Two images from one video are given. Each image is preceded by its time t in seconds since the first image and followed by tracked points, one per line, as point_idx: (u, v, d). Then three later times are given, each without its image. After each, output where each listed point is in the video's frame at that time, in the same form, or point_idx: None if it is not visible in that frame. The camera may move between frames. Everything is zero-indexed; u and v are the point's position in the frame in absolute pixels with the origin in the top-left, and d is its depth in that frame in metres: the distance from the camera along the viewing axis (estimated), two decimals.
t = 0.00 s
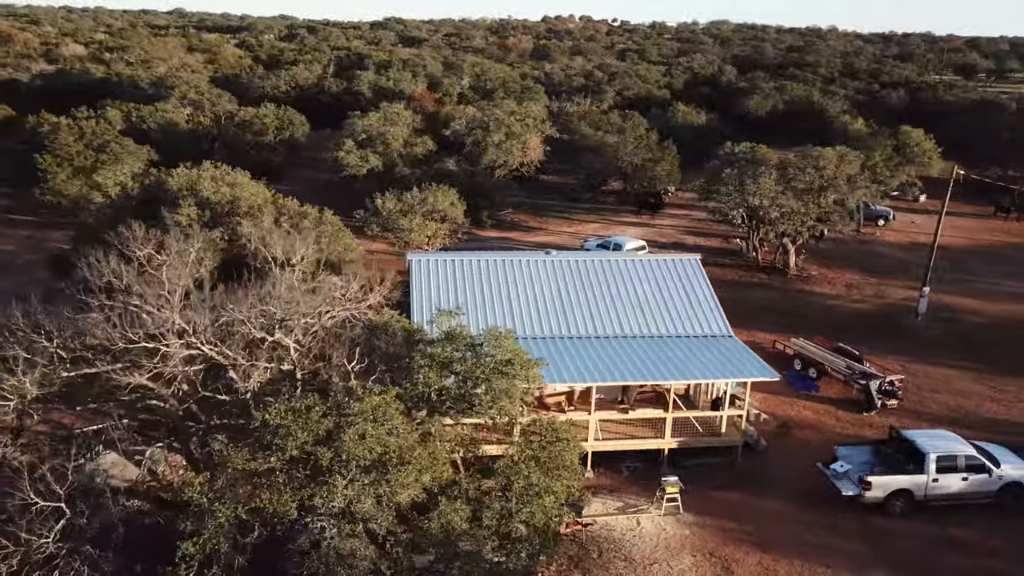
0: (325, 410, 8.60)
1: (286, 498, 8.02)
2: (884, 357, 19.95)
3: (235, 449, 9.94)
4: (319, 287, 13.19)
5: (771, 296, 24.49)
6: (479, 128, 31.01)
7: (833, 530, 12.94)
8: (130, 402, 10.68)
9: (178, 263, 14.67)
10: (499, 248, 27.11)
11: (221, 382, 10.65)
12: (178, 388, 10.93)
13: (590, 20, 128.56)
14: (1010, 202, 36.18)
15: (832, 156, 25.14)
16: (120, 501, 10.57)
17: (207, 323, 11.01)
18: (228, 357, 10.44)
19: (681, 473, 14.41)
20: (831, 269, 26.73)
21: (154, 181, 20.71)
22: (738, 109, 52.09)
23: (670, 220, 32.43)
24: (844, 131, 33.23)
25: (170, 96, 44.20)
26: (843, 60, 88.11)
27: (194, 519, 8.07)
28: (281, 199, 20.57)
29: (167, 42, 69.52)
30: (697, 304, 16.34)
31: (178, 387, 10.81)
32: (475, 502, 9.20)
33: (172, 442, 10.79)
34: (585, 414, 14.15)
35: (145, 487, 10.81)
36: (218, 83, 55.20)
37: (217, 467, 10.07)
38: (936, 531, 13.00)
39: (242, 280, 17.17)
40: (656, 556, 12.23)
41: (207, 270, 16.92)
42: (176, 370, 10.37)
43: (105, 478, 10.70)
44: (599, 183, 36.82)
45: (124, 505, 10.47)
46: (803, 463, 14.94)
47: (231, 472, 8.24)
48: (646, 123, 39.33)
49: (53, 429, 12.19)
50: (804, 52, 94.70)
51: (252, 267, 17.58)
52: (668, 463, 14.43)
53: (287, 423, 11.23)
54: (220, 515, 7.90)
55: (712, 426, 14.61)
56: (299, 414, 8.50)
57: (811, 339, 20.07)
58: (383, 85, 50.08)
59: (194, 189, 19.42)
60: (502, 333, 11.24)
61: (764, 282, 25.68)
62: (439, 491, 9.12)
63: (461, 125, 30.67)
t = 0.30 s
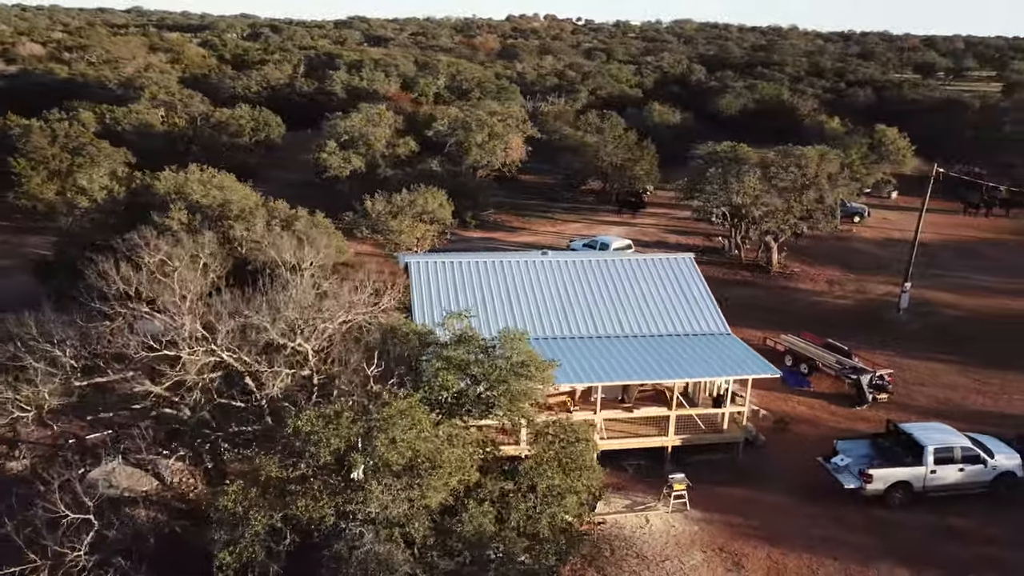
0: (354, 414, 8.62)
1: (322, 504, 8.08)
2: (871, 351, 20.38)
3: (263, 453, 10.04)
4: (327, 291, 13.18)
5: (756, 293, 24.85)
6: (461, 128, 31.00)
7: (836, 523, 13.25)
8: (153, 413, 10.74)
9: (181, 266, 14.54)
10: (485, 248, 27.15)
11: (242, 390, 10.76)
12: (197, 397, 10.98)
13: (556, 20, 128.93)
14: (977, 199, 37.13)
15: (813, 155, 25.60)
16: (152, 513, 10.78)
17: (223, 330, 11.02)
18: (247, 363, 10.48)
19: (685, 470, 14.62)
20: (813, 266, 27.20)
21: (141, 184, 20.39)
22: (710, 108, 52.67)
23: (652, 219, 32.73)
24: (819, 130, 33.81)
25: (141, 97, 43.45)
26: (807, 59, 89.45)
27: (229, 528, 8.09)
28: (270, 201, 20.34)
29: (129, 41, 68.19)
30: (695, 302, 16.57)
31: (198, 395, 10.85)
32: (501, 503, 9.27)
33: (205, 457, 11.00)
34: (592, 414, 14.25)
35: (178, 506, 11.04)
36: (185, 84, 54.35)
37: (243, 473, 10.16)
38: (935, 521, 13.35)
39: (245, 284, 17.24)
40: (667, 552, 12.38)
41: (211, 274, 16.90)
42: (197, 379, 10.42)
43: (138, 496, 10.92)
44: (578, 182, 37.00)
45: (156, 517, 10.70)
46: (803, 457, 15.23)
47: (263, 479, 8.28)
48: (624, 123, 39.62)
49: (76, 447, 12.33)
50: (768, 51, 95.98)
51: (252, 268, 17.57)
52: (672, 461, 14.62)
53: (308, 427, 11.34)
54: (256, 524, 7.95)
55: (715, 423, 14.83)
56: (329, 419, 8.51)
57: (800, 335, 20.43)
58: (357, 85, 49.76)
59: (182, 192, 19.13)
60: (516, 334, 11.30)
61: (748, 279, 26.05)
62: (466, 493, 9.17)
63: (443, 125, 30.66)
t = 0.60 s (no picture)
0: (383, 419, 8.62)
1: (358, 510, 8.09)
2: (857, 346, 20.81)
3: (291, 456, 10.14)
4: (334, 293, 13.17)
5: (740, 290, 25.23)
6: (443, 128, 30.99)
7: (838, 515, 13.58)
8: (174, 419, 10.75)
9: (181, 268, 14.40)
10: (471, 248, 27.21)
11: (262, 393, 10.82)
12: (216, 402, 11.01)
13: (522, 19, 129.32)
14: (946, 195, 38.05)
15: (794, 153, 26.05)
16: (183, 517, 10.88)
17: (239, 335, 11.01)
18: (266, 368, 10.49)
19: (687, 466, 14.84)
20: (794, 263, 27.68)
21: (126, 187, 20.06)
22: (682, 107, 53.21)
23: (632, 218, 33.01)
24: (795, 128, 34.37)
25: (109, 98, 42.68)
26: (772, 58, 90.83)
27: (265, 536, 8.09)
28: (259, 204, 20.16)
29: (89, 39, 66.77)
30: (691, 298, 16.80)
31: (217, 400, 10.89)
32: (527, 504, 9.29)
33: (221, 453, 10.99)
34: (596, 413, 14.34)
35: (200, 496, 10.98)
36: (152, 84, 53.43)
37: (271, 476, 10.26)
38: (932, 511, 13.71)
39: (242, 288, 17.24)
40: (677, 548, 12.54)
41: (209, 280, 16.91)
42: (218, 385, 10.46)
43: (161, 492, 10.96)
44: (557, 182, 37.16)
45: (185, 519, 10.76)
46: (800, 450, 15.54)
47: (296, 486, 8.30)
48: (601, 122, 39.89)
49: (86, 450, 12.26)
50: (733, 50, 97.02)
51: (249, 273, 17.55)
52: (674, 457, 14.83)
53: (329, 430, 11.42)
54: (293, 531, 7.96)
55: (715, 418, 15.05)
56: (359, 424, 8.52)
57: (788, 331, 20.80)
58: (329, 85, 49.39)
59: (171, 196, 18.92)
60: (529, 335, 11.33)
61: (731, 276, 26.43)
62: (494, 494, 9.18)
63: (424, 126, 30.57)
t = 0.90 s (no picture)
0: (414, 420, 8.63)
1: (394, 512, 8.06)
2: (843, 340, 21.22)
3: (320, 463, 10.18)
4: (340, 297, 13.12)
5: (725, 287, 25.57)
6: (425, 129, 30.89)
7: (838, 507, 13.90)
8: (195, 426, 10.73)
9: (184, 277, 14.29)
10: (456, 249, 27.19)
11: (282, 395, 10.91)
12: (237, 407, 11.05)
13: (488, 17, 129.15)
14: (916, 191, 38.87)
15: (776, 152, 26.46)
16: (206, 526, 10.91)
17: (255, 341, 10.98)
18: (285, 372, 10.52)
19: (689, 462, 15.03)
20: (775, 260, 28.11)
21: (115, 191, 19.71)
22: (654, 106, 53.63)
23: (613, 217, 33.23)
24: (771, 126, 34.87)
25: (77, 99, 41.80)
26: (738, 56, 91.86)
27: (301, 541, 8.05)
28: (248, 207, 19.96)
29: (48, 39, 65.22)
30: (687, 295, 17.02)
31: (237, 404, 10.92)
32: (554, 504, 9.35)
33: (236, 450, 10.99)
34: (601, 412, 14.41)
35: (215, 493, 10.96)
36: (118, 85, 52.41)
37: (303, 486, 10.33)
38: (929, 501, 14.07)
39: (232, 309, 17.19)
40: (687, 544, 12.72)
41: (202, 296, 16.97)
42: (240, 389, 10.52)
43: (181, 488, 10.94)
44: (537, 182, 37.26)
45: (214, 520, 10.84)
46: (798, 444, 15.84)
47: (330, 491, 8.27)
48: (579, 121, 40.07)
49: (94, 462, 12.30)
50: (699, 49, 97.91)
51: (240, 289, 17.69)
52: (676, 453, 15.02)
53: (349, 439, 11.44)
54: (331, 536, 7.92)
55: (715, 415, 15.24)
56: (390, 426, 8.53)
57: (776, 327, 21.14)
58: (302, 86, 48.91)
59: (161, 200, 18.68)
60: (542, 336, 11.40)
61: (715, 274, 26.77)
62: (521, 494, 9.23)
63: (406, 126, 30.36)
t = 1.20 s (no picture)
0: (443, 423, 8.71)
1: (432, 514, 8.11)
2: (831, 336, 21.61)
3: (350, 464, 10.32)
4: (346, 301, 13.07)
5: (711, 284, 25.89)
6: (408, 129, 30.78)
7: (841, 500, 14.20)
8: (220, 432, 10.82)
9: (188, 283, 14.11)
10: (444, 249, 27.16)
11: (305, 398, 11.05)
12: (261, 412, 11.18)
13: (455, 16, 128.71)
14: (888, 188, 39.65)
15: (758, 150, 26.85)
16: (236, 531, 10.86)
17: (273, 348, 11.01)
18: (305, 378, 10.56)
19: (693, 459, 15.21)
20: (758, 257, 28.52)
21: (102, 195, 19.36)
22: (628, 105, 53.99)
23: (596, 216, 33.43)
24: (749, 125, 35.32)
25: (46, 100, 40.88)
26: (705, 56, 92.68)
27: (340, 547, 8.09)
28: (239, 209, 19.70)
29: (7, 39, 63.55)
30: (684, 293, 17.16)
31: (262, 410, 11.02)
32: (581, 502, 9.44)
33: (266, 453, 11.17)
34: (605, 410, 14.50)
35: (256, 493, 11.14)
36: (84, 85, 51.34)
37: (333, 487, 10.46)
38: (927, 491, 14.44)
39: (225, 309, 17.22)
40: (697, 538, 12.90)
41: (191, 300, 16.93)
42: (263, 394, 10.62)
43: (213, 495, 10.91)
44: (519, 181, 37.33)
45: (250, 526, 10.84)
46: (798, 439, 16.12)
47: (365, 496, 8.31)
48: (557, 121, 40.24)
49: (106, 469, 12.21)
50: (667, 48, 98.66)
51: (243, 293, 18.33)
52: (678, 450, 15.19)
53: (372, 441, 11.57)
54: (371, 540, 7.98)
55: (716, 411, 15.41)
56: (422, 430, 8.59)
57: (766, 324, 21.47)
58: (275, 86, 48.37)
59: (152, 205, 18.43)
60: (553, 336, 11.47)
61: (701, 271, 27.07)
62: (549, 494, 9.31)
63: (390, 126, 30.20)
